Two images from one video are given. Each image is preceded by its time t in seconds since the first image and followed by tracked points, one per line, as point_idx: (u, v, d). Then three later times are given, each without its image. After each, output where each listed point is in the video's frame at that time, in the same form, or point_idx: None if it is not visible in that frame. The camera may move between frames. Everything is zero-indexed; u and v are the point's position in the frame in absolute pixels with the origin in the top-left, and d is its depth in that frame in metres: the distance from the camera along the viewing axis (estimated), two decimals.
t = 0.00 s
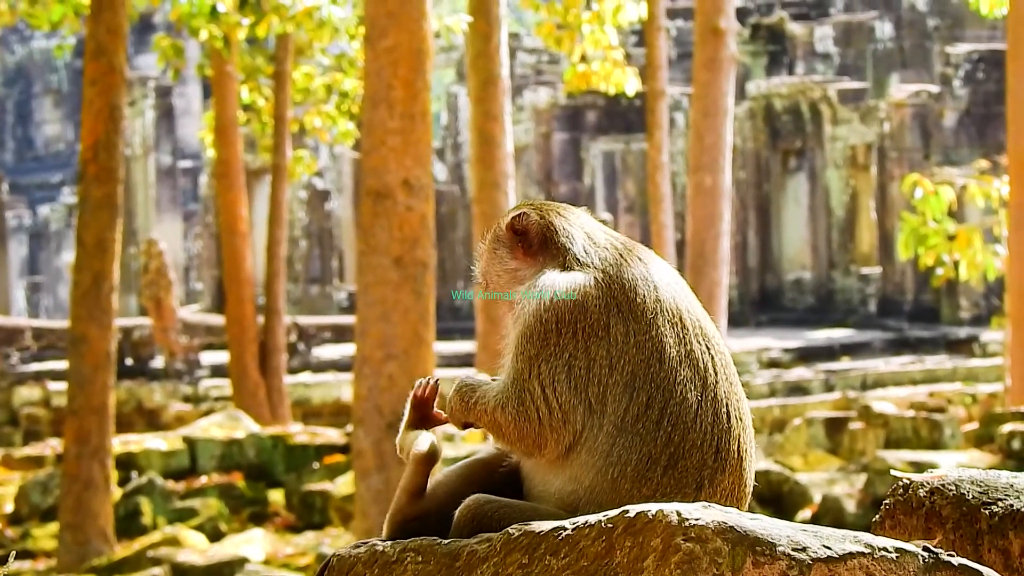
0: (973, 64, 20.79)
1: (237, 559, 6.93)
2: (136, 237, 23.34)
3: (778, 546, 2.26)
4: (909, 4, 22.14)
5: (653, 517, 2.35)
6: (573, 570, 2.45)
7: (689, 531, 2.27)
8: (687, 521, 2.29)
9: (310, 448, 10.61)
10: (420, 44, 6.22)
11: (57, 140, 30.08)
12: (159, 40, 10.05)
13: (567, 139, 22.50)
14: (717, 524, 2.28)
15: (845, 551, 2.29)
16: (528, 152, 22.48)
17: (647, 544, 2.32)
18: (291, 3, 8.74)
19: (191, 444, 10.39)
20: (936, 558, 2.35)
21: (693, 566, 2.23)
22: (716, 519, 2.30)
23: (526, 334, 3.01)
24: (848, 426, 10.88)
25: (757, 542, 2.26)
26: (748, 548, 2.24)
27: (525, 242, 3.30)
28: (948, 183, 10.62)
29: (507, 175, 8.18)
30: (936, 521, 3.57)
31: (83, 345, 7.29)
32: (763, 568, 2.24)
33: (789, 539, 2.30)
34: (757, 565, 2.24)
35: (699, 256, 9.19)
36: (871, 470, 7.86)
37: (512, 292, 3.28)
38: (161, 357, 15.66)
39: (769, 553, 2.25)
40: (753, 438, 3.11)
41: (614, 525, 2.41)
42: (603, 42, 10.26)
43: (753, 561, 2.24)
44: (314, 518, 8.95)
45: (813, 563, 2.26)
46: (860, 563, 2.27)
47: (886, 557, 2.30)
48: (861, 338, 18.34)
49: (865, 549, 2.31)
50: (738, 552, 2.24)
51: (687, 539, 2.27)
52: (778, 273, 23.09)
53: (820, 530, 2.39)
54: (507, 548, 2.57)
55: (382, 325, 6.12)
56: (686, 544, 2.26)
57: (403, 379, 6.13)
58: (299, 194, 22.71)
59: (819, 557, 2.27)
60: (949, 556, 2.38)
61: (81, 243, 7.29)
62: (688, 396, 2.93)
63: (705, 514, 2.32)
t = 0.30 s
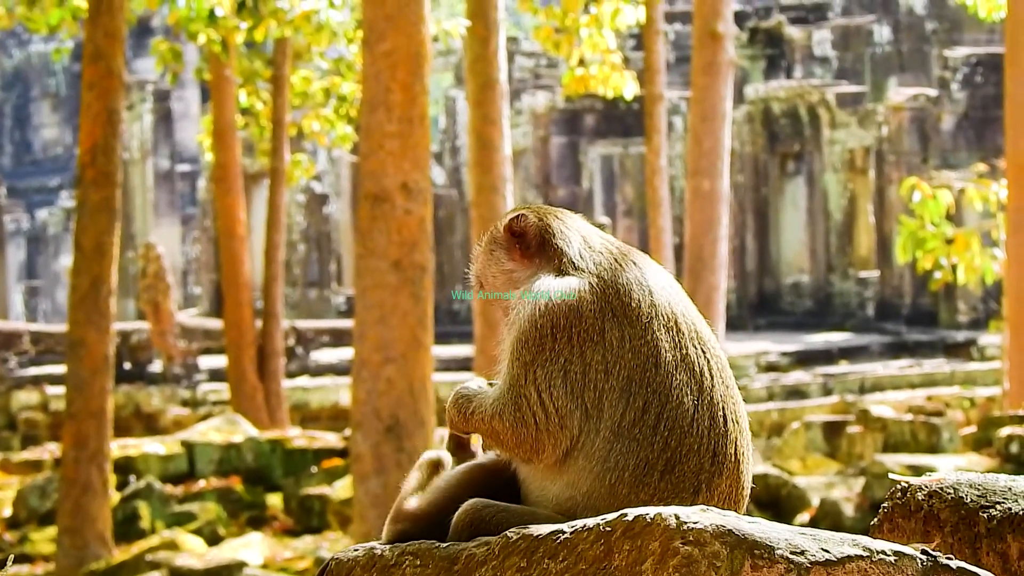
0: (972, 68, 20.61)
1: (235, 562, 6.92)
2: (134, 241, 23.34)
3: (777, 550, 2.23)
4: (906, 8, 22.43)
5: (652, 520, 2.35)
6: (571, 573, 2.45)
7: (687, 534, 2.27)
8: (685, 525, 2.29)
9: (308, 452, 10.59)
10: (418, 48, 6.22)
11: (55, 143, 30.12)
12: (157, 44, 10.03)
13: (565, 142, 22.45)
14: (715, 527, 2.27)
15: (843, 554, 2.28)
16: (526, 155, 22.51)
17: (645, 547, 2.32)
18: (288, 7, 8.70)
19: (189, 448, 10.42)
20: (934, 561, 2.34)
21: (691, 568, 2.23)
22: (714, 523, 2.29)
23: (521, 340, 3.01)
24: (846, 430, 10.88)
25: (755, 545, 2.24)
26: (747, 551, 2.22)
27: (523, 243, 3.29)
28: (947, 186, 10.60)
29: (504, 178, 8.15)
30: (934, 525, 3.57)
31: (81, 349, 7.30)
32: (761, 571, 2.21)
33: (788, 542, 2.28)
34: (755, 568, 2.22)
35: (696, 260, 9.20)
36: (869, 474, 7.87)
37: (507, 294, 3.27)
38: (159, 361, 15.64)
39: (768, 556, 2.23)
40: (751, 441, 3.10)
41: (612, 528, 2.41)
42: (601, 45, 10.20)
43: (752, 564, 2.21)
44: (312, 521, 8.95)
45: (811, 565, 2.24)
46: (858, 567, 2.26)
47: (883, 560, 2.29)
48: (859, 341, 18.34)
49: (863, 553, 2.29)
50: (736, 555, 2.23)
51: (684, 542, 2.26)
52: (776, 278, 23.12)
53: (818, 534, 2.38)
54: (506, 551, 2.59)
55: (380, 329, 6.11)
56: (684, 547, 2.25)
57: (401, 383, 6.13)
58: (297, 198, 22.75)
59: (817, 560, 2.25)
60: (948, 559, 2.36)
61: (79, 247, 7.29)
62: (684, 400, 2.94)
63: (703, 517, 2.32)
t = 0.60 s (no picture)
0: (970, 70, 20.47)
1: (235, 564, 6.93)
2: (133, 244, 23.34)
3: (776, 551, 2.24)
4: (905, 9, 22.32)
5: (651, 522, 2.35)
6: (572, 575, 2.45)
7: (686, 536, 2.26)
8: (684, 526, 2.28)
9: (307, 454, 10.51)
10: (417, 50, 6.23)
11: (54, 146, 30.18)
12: (156, 46, 10.03)
13: (564, 144, 22.43)
14: (715, 529, 2.27)
15: (843, 556, 2.28)
16: (525, 157, 22.52)
17: (645, 549, 2.32)
18: (287, 9, 8.69)
19: (188, 450, 10.44)
20: (933, 562, 2.36)
21: (690, 570, 2.22)
22: (714, 524, 2.29)
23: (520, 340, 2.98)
24: (845, 431, 10.88)
25: (756, 546, 2.24)
26: (746, 553, 2.22)
27: (534, 239, 3.26)
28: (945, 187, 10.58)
29: (503, 180, 8.13)
30: (934, 526, 3.57)
31: (80, 351, 7.30)
32: (761, 572, 2.22)
33: (787, 543, 2.28)
34: (755, 569, 2.22)
35: (695, 262, 9.22)
36: (869, 475, 7.86)
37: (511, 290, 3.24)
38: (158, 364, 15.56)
39: (767, 557, 2.23)
40: (748, 440, 3.11)
41: (612, 529, 2.41)
42: (599, 47, 10.20)
43: (752, 566, 2.21)
44: (311, 523, 8.95)
45: (810, 567, 2.24)
46: (857, 568, 2.27)
47: (883, 561, 2.30)
48: (858, 343, 18.33)
49: (863, 554, 2.30)
50: (736, 556, 2.23)
51: (684, 544, 2.26)
52: (775, 280, 23.20)
53: (817, 535, 2.38)
54: (505, 553, 2.59)
55: (379, 331, 6.11)
56: (683, 548, 2.24)
57: (400, 385, 6.13)
58: (296, 200, 22.79)
59: (817, 561, 2.26)
60: (947, 561, 2.38)
61: (78, 249, 7.29)
62: (683, 400, 2.94)
63: (703, 519, 2.31)
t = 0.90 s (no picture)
0: (969, 71, 20.85)
1: (233, 566, 6.93)
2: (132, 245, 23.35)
3: (775, 553, 2.25)
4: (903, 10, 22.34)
5: (649, 524, 2.35)
6: None
7: (685, 538, 2.27)
8: (683, 528, 2.29)
9: (306, 456, 10.50)
10: (416, 52, 6.23)
11: (53, 147, 30.17)
12: (155, 48, 10.03)
13: (563, 146, 22.43)
14: (714, 531, 2.27)
15: (842, 558, 2.28)
16: (523, 160, 22.56)
17: (644, 551, 2.32)
18: (286, 11, 8.68)
19: (187, 452, 10.43)
20: (933, 565, 2.35)
21: (689, 571, 2.22)
22: (713, 526, 2.30)
23: (499, 350, 3.08)
24: (844, 433, 10.88)
25: (755, 548, 2.25)
26: (745, 555, 2.23)
27: (512, 242, 3.32)
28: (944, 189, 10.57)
29: (502, 182, 8.12)
30: (933, 528, 3.57)
31: (79, 352, 7.30)
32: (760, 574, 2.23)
33: (786, 546, 2.29)
34: (754, 570, 2.23)
35: (694, 264, 9.19)
36: (867, 477, 7.86)
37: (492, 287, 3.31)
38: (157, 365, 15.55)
39: (766, 560, 2.24)
40: (739, 436, 3.16)
41: (611, 532, 2.41)
42: (598, 49, 10.18)
43: (750, 568, 2.23)
44: (310, 525, 8.96)
45: (810, 569, 2.24)
46: (856, 569, 2.27)
47: (882, 564, 2.29)
48: (857, 345, 18.33)
49: (862, 556, 2.30)
50: (734, 559, 2.24)
51: (683, 546, 2.26)
52: (774, 281, 23.11)
53: (816, 537, 2.39)
54: (504, 556, 2.59)
55: (378, 333, 6.11)
56: (683, 550, 2.25)
57: (399, 386, 6.13)
58: (295, 202, 22.82)
59: (816, 564, 2.26)
60: (946, 563, 2.38)
61: (77, 250, 7.29)
62: (666, 402, 3.01)
63: (702, 520, 2.32)
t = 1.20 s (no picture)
0: (970, 72, 20.83)
1: (233, 566, 6.94)
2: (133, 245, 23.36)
3: (776, 554, 2.25)
4: (904, 12, 22.58)
5: (650, 524, 2.34)
6: None
7: (686, 538, 2.26)
8: (684, 529, 2.28)
9: (306, 456, 10.48)
10: (417, 52, 6.22)
11: (54, 147, 30.18)
12: (155, 47, 10.02)
13: (563, 146, 22.33)
14: (714, 532, 2.28)
15: (842, 559, 2.28)
16: (524, 160, 22.56)
17: (644, 552, 2.31)
18: (287, 11, 8.69)
19: (187, 451, 10.46)
20: (932, 565, 2.35)
21: (689, 571, 2.22)
22: (713, 528, 2.30)
23: (482, 360, 3.10)
24: (845, 434, 10.88)
25: (754, 550, 2.25)
26: (745, 556, 2.24)
27: (487, 281, 3.32)
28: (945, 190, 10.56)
29: (502, 183, 8.11)
30: (933, 530, 3.57)
31: (79, 353, 7.30)
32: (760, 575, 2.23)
33: (786, 547, 2.29)
34: (755, 571, 2.23)
35: (695, 264, 9.19)
36: (868, 477, 7.87)
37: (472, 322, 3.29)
38: (159, 365, 15.57)
39: (766, 560, 2.24)
40: (734, 430, 3.09)
41: (611, 532, 2.41)
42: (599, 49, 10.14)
43: (750, 569, 2.23)
44: (310, 525, 8.96)
45: (810, 570, 2.24)
46: (856, 571, 2.27)
47: (882, 565, 2.29)
48: (857, 346, 18.32)
49: (861, 557, 2.30)
50: (735, 559, 2.24)
51: (684, 546, 2.26)
52: (774, 282, 23.06)
53: (816, 538, 2.39)
54: (504, 556, 2.59)
55: (378, 333, 6.11)
56: (683, 551, 2.24)
57: (400, 387, 6.13)
58: (295, 202, 22.82)
59: (816, 565, 2.26)
60: (945, 564, 2.37)
61: (77, 250, 7.29)
62: (646, 393, 2.98)
63: (703, 522, 2.32)
